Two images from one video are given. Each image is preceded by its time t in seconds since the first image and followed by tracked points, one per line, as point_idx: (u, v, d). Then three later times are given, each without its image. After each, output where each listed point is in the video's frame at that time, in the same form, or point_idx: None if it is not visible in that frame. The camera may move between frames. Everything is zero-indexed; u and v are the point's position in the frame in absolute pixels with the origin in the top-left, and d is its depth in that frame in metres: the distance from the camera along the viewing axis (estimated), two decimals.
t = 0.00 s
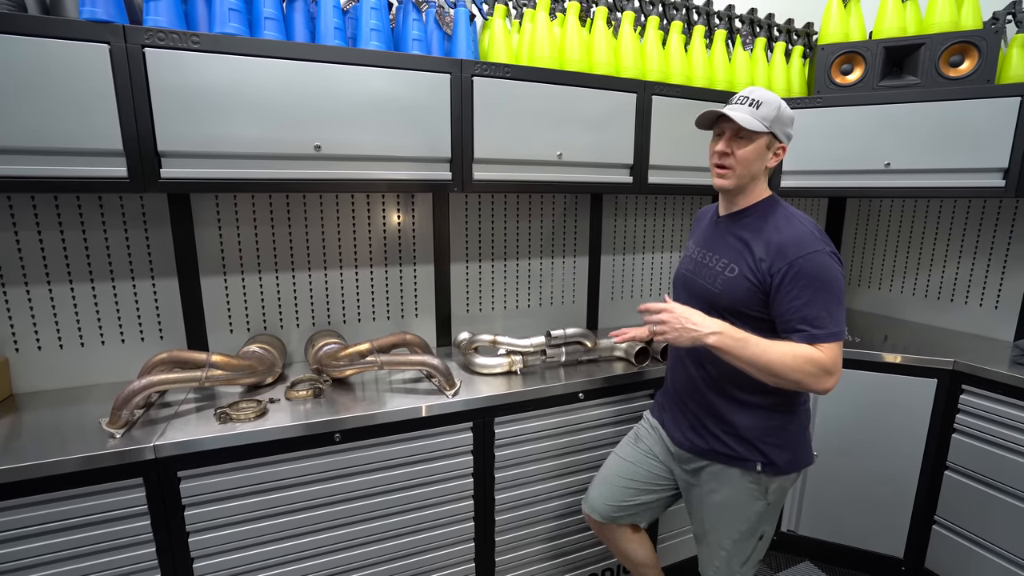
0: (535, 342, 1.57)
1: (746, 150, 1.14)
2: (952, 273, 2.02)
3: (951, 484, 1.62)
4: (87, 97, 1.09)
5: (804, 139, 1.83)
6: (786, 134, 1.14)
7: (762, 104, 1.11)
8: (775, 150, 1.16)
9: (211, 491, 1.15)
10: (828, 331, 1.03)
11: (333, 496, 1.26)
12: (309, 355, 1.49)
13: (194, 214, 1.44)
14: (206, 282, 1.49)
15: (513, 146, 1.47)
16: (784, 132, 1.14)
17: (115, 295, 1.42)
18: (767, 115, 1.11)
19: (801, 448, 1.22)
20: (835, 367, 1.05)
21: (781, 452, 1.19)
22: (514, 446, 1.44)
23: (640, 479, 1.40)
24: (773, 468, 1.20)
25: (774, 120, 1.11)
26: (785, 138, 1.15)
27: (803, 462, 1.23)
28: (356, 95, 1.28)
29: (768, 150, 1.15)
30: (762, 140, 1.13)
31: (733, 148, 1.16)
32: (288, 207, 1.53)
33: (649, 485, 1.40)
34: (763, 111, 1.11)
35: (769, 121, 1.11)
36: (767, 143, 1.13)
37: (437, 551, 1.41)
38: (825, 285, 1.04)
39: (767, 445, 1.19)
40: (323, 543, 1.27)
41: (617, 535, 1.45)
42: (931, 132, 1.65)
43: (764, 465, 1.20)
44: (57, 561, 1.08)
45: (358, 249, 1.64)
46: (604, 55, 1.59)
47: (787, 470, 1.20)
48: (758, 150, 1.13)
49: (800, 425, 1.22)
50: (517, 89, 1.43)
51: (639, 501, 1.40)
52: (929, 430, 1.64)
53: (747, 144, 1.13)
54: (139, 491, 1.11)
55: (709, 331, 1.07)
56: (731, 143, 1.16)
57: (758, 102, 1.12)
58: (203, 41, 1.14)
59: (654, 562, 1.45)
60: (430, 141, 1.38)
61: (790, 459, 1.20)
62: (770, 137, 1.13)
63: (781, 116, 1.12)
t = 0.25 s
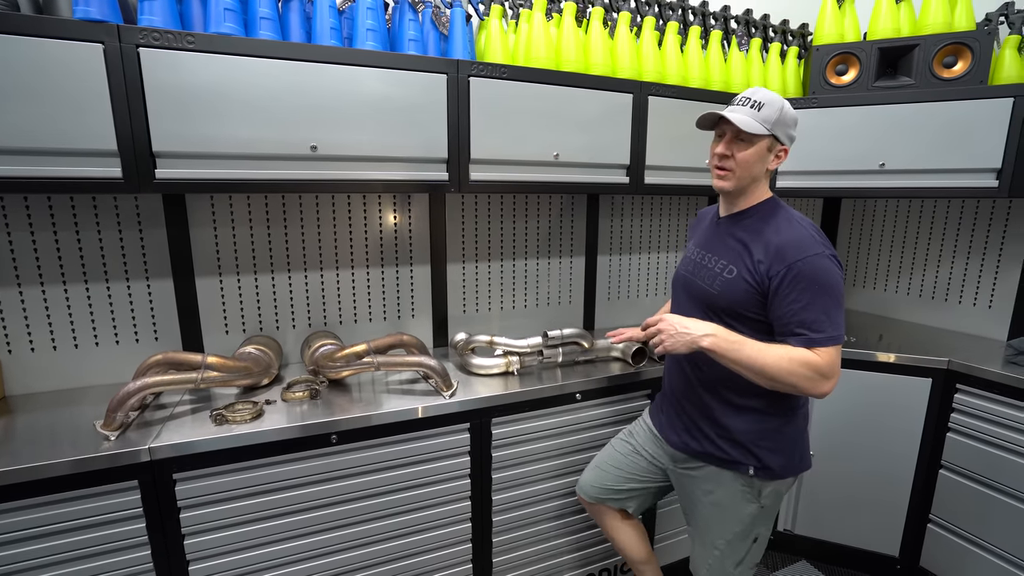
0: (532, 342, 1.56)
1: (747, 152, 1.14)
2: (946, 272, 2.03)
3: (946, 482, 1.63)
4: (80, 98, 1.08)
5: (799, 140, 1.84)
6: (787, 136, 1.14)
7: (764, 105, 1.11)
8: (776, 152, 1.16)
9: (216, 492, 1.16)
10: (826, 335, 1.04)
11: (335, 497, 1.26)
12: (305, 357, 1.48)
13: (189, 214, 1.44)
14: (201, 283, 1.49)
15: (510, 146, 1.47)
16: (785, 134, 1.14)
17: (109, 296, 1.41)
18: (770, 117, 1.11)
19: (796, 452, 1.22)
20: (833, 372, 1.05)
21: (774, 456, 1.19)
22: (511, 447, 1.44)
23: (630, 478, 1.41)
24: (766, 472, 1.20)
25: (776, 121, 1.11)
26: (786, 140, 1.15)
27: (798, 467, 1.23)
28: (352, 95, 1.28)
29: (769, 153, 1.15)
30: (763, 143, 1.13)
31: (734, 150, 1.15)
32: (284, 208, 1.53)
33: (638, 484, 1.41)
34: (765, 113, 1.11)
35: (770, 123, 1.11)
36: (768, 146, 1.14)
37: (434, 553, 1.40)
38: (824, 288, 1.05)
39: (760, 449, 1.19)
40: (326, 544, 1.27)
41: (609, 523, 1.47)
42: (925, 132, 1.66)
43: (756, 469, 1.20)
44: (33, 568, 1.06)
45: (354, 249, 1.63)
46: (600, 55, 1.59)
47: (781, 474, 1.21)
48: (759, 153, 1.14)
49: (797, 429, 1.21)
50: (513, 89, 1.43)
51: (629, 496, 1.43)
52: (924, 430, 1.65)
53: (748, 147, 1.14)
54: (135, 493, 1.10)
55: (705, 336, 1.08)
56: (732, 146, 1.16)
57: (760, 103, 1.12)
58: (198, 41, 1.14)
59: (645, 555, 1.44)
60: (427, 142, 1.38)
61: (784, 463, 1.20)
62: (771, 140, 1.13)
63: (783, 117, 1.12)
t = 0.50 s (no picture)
0: (530, 343, 1.55)
1: (753, 152, 1.14)
2: (941, 272, 2.04)
3: (941, 481, 1.64)
4: (76, 97, 1.07)
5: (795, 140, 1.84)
6: (794, 139, 1.15)
7: (775, 105, 1.11)
8: (782, 154, 1.16)
9: (205, 495, 1.15)
10: (821, 338, 1.04)
11: (340, 497, 1.26)
12: (302, 358, 1.48)
13: (185, 215, 1.43)
14: (198, 283, 1.48)
15: (507, 146, 1.47)
16: (792, 136, 1.14)
17: (105, 297, 1.40)
18: (779, 117, 1.11)
19: (790, 453, 1.22)
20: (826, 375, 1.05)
21: (767, 458, 1.19)
22: (509, 448, 1.44)
23: (625, 474, 1.42)
24: (758, 473, 1.20)
25: (785, 122, 1.12)
26: (792, 142, 1.16)
27: (791, 468, 1.23)
28: (350, 95, 1.28)
29: (775, 155, 1.15)
30: (770, 143, 1.13)
31: (740, 148, 1.16)
32: (281, 208, 1.52)
33: (634, 480, 1.42)
34: (775, 112, 1.11)
35: (780, 122, 1.11)
36: (775, 147, 1.14)
37: (432, 554, 1.40)
38: (819, 291, 1.05)
39: (752, 451, 1.19)
40: (330, 544, 1.27)
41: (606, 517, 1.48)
42: (920, 133, 1.67)
43: (748, 470, 1.20)
44: (59, 564, 1.07)
45: (352, 249, 1.63)
46: (597, 55, 1.59)
47: (773, 475, 1.21)
48: (764, 153, 1.14)
49: (792, 430, 1.22)
50: (511, 89, 1.43)
51: (625, 491, 1.44)
52: (921, 429, 1.66)
53: (755, 146, 1.14)
54: (131, 496, 1.09)
55: (697, 332, 1.07)
56: (739, 143, 1.16)
57: (771, 103, 1.12)
58: (195, 41, 1.13)
59: (643, 551, 1.44)
60: (425, 142, 1.38)
61: (778, 465, 1.20)
62: (778, 141, 1.14)
63: (792, 119, 1.12)
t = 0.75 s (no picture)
0: (528, 344, 1.56)
1: (755, 150, 1.14)
2: (937, 273, 2.05)
3: (938, 481, 1.64)
4: (72, 98, 1.07)
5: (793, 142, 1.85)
6: (795, 141, 1.16)
7: (779, 104, 1.12)
8: (783, 155, 1.17)
9: (199, 498, 1.14)
10: (814, 342, 1.03)
11: (348, 496, 1.27)
12: (300, 359, 1.48)
13: (183, 216, 1.42)
14: (195, 285, 1.47)
15: (506, 147, 1.47)
16: (793, 137, 1.15)
17: (101, 298, 1.40)
18: (783, 117, 1.12)
19: (787, 453, 1.23)
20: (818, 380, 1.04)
21: (764, 457, 1.20)
22: (507, 449, 1.44)
23: (622, 476, 1.42)
24: (755, 472, 1.21)
25: (788, 122, 1.12)
26: (792, 143, 1.16)
27: (787, 468, 1.24)
28: (348, 96, 1.28)
29: (775, 154, 1.16)
30: (772, 143, 1.14)
31: (741, 145, 1.16)
32: (279, 209, 1.52)
33: (631, 483, 1.42)
34: (778, 112, 1.12)
35: (782, 122, 1.12)
36: (776, 146, 1.14)
37: (430, 555, 1.40)
38: (814, 295, 1.05)
39: (749, 450, 1.20)
40: (335, 543, 1.27)
41: (604, 520, 1.47)
42: (916, 134, 1.68)
43: (745, 468, 1.21)
44: (54, 568, 1.06)
45: (349, 250, 1.63)
46: (595, 56, 1.59)
47: (770, 474, 1.21)
48: (765, 152, 1.14)
49: (789, 430, 1.22)
50: (509, 90, 1.43)
51: (622, 494, 1.44)
52: (917, 429, 1.67)
53: (756, 144, 1.14)
54: (128, 498, 1.09)
55: (701, 334, 1.01)
56: (741, 140, 1.16)
57: (775, 102, 1.12)
58: (192, 41, 1.13)
59: (641, 553, 1.43)
60: (423, 143, 1.38)
61: (774, 464, 1.21)
62: (780, 140, 1.14)
63: (794, 120, 1.13)
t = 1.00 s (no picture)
0: (527, 345, 1.56)
1: (753, 157, 1.15)
2: (934, 273, 2.06)
3: (935, 480, 1.65)
4: (69, 99, 1.06)
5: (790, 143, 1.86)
6: (789, 140, 1.16)
7: (769, 108, 1.12)
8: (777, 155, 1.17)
9: (194, 501, 1.13)
10: (815, 344, 1.04)
11: (353, 496, 1.27)
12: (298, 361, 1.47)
13: (180, 217, 1.42)
14: (193, 286, 1.47)
15: (504, 148, 1.47)
16: (786, 137, 1.15)
17: (98, 300, 1.39)
18: (773, 120, 1.12)
19: (785, 453, 1.23)
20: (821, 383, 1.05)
21: (763, 456, 1.20)
22: (506, 450, 1.44)
23: (621, 479, 1.42)
24: (754, 471, 1.21)
25: (779, 125, 1.12)
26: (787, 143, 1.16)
27: (785, 468, 1.24)
28: (347, 97, 1.27)
29: (772, 156, 1.16)
30: (768, 147, 1.14)
31: (740, 154, 1.16)
32: (277, 210, 1.51)
33: (631, 486, 1.42)
34: (768, 115, 1.12)
35: (773, 125, 1.12)
36: (772, 149, 1.15)
37: (429, 556, 1.40)
38: (814, 296, 1.05)
39: (749, 449, 1.20)
40: (342, 543, 1.28)
41: (602, 525, 1.47)
42: (913, 136, 1.69)
43: (745, 468, 1.21)
44: (66, 567, 1.06)
45: (347, 251, 1.62)
46: (594, 57, 1.59)
47: (768, 474, 1.22)
48: (763, 157, 1.15)
49: (787, 430, 1.23)
50: (507, 91, 1.43)
51: (622, 497, 1.45)
52: (914, 428, 1.68)
53: (754, 150, 1.14)
54: (126, 501, 1.08)
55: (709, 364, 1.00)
56: (739, 149, 1.16)
57: (764, 106, 1.12)
58: (190, 42, 1.13)
59: (638, 559, 1.43)
60: (421, 144, 1.38)
61: (773, 463, 1.22)
62: (774, 142, 1.15)
63: (785, 121, 1.13)
